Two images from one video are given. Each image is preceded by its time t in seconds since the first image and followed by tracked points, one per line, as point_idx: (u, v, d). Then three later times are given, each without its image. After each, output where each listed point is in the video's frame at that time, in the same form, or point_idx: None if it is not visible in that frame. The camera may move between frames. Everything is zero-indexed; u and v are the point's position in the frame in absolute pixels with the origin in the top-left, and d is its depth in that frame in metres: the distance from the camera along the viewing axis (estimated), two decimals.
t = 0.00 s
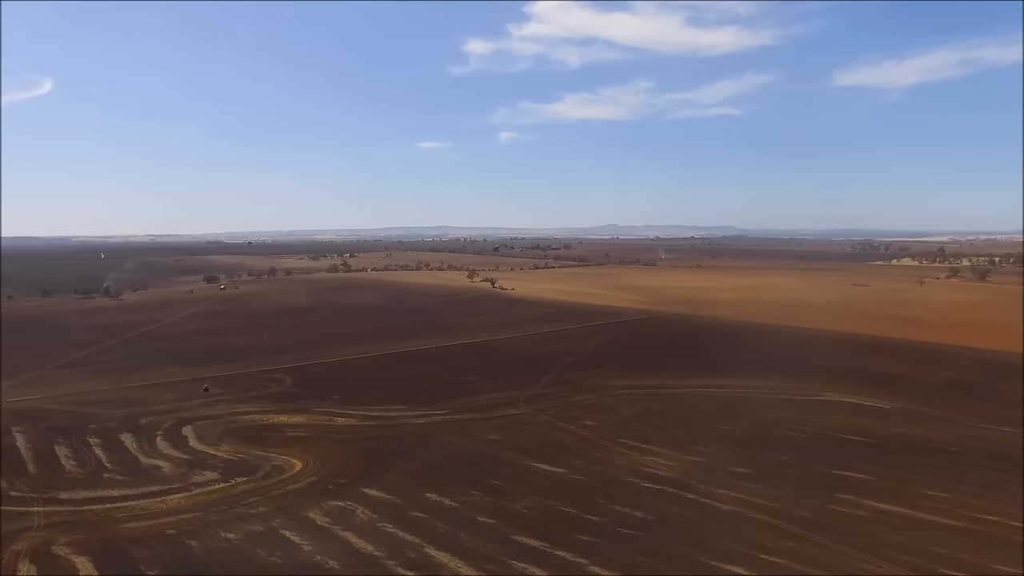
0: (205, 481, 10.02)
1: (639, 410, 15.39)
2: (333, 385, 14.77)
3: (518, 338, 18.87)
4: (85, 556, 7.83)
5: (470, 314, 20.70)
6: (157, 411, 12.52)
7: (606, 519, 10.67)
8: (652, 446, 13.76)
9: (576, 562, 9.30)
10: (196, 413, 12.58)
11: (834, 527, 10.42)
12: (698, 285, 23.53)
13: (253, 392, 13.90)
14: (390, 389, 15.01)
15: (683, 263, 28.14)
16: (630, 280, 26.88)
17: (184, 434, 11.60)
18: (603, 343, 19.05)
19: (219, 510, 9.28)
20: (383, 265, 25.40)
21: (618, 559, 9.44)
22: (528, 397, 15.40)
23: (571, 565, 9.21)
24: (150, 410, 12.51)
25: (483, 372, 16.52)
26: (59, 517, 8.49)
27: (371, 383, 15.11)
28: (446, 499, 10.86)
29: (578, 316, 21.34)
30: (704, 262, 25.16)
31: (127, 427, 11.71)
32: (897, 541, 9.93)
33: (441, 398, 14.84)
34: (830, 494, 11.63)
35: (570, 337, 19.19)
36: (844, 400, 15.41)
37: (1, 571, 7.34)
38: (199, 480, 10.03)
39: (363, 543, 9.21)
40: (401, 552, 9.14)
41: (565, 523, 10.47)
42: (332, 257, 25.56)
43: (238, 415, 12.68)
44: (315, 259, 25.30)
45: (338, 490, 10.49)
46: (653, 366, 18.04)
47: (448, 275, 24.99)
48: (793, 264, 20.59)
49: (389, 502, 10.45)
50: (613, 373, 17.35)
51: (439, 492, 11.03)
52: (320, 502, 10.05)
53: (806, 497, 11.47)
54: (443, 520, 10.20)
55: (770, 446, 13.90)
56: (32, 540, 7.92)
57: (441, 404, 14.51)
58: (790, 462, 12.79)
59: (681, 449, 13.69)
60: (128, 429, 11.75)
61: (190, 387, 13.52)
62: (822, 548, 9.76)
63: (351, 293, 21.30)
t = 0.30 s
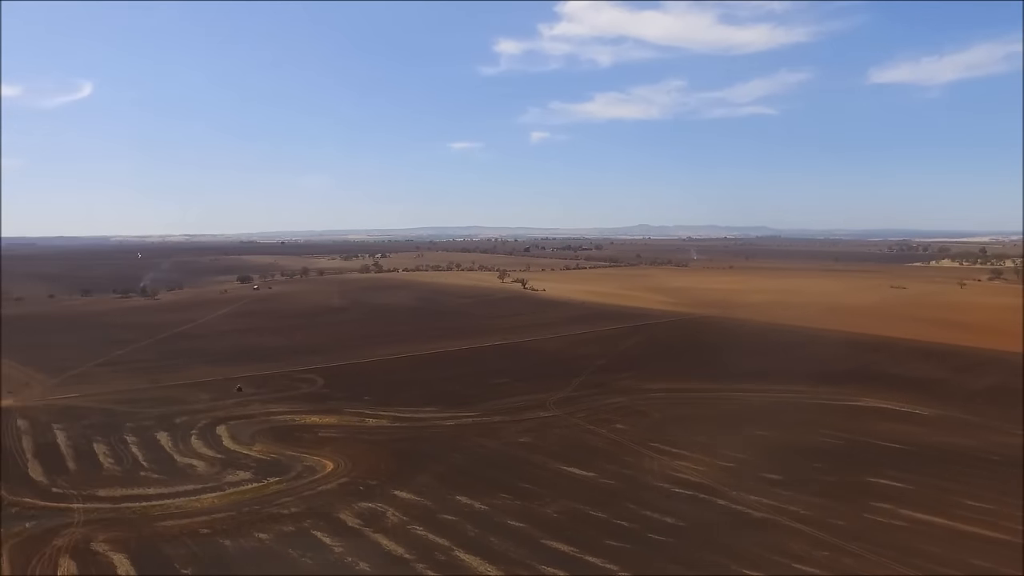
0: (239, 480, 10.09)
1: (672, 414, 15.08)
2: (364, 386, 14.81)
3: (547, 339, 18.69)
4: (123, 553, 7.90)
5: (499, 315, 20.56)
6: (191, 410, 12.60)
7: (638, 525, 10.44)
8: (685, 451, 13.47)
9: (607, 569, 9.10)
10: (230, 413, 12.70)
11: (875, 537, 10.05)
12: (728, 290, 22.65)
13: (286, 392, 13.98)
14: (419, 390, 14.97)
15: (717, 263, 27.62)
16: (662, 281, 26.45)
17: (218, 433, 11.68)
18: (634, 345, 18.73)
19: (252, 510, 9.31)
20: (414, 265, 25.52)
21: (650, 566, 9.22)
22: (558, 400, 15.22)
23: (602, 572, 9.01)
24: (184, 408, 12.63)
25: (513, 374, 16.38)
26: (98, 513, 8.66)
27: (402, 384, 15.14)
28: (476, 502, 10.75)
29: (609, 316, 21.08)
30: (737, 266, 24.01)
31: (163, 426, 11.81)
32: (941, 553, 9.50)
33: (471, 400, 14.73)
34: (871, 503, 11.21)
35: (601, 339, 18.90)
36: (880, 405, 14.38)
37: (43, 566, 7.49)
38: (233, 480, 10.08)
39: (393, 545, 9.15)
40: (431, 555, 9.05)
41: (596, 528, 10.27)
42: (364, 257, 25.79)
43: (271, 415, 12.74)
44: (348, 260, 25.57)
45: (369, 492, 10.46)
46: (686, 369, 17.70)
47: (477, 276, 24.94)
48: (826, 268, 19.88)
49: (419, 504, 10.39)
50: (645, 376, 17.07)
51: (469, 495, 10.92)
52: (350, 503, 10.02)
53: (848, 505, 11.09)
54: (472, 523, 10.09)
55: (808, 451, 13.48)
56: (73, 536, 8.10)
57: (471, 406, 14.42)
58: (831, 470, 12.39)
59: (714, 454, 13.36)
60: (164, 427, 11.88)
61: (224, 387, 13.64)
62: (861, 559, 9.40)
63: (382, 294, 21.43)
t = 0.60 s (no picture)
0: (273, 480, 10.12)
1: (706, 416, 14.74)
2: (395, 386, 14.79)
3: (578, 341, 18.49)
4: (159, 551, 7.96)
5: (529, 316, 20.43)
6: (225, 409, 12.70)
7: (671, 531, 10.20)
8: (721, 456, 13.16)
9: None
10: (264, 412, 12.79)
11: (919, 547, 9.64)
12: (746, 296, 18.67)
13: (319, 392, 14.04)
14: (450, 391, 14.91)
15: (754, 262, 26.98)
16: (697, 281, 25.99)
17: (252, 433, 11.75)
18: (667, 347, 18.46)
19: (285, 510, 9.31)
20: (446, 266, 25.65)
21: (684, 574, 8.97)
22: (590, 402, 15.01)
23: None
24: (219, 408, 12.77)
25: (545, 376, 16.21)
26: (136, 510, 8.75)
27: (433, 385, 15.10)
28: (506, 505, 10.62)
29: (641, 317, 20.77)
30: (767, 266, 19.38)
31: (199, 425, 11.90)
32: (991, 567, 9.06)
33: (503, 402, 14.61)
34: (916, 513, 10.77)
35: (631, 340, 18.67)
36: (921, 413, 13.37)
37: (83, 561, 7.58)
38: (267, 479, 10.12)
39: (424, 547, 9.07)
40: (461, 559, 8.95)
41: (628, 533, 10.05)
42: (396, 258, 26.07)
43: (304, 415, 12.79)
44: (381, 261, 25.85)
45: (400, 493, 10.41)
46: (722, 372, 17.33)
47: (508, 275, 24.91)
48: (865, 263, 19.00)
49: (451, 506, 10.30)
50: (679, 378, 16.76)
51: (499, 498, 10.80)
52: (382, 505, 9.99)
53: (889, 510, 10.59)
54: (503, 526, 9.96)
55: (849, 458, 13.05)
56: (111, 533, 8.19)
57: (502, 408, 14.31)
58: (870, 478, 11.74)
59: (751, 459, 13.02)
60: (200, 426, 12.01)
61: (258, 387, 13.76)
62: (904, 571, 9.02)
63: (415, 296, 21.56)
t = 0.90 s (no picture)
0: (305, 481, 10.14)
1: (740, 420, 14.38)
2: (425, 388, 14.74)
3: (609, 342, 18.25)
4: (194, 549, 7.99)
5: (559, 317, 20.27)
6: (257, 409, 12.78)
7: (704, 536, 9.94)
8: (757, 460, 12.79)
9: None
10: (296, 412, 12.85)
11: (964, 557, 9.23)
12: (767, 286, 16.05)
13: (351, 393, 14.07)
14: (480, 392, 14.81)
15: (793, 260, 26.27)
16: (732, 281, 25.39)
17: (285, 433, 11.80)
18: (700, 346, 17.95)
19: (317, 510, 9.30)
20: (477, 266, 25.70)
21: None
22: (621, 406, 14.77)
23: None
24: (252, 408, 12.85)
25: (575, 378, 16.00)
26: (170, 509, 8.81)
27: (463, 386, 15.03)
28: (536, 508, 10.47)
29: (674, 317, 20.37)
30: (800, 266, 16.32)
31: (232, 424, 11.99)
32: None
33: (534, 404, 14.48)
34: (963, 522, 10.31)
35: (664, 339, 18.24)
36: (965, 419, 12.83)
37: (120, 558, 7.65)
38: (298, 480, 10.13)
39: (454, 550, 8.98)
40: (491, 562, 8.83)
41: (660, 539, 9.82)
42: (428, 258, 26.24)
43: (336, 415, 12.82)
44: (413, 261, 26.07)
45: (430, 495, 10.34)
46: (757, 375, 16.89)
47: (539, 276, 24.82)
48: (903, 263, 18.30)
49: (480, 509, 10.19)
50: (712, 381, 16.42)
51: (529, 501, 10.65)
52: (412, 506, 9.92)
53: (932, 518, 10.16)
54: (532, 530, 9.81)
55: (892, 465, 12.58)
56: (147, 530, 8.25)
57: (532, 410, 14.16)
58: (908, 485, 11.32)
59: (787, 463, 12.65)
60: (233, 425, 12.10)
61: (290, 388, 13.86)
62: None
63: (446, 296, 21.60)
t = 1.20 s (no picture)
0: (335, 481, 10.14)
1: (776, 424, 14.04)
2: (454, 389, 14.67)
3: (640, 344, 18.00)
4: (226, 548, 8.01)
5: (589, 317, 20.08)
6: (289, 409, 12.85)
7: (737, 543, 9.67)
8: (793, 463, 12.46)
9: None
10: (326, 412, 12.88)
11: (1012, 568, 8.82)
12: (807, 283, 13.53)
13: (380, 394, 14.08)
14: (510, 394, 14.70)
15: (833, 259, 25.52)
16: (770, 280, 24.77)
17: (316, 433, 11.83)
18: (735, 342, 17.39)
19: (346, 511, 9.28)
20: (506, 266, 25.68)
21: None
22: (651, 409, 14.53)
23: None
24: (283, 408, 12.92)
25: (605, 381, 15.80)
26: (204, 507, 8.85)
27: (492, 387, 14.93)
28: (565, 513, 10.31)
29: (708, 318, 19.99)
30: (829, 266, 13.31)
31: (264, 424, 12.05)
32: None
33: (563, 406, 14.32)
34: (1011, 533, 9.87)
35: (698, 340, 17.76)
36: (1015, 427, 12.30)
37: (155, 555, 7.69)
38: (329, 480, 10.12)
39: (483, 553, 8.87)
40: (519, 566, 8.69)
41: (691, 546, 9.58)
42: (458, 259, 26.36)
43: (366, 416, 12.82)
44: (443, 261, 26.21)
45: (460, 498, 10.26)
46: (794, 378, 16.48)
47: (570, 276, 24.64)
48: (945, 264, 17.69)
49: (509, 512, 10.08)
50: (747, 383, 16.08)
51: (558, 505, 10.50)
52: (441, 509, 9.84)
53: (979, 524, 9.76)
54: (561, 534, 9.66)
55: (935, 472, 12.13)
56: (181, 528, 8.30)
57: (562, 413, 13.99)
58: (945, 495, 10.72)
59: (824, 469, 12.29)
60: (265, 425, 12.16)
61: (321, 389, 13.93)
62: None
63: (475, 297, 21.61)
